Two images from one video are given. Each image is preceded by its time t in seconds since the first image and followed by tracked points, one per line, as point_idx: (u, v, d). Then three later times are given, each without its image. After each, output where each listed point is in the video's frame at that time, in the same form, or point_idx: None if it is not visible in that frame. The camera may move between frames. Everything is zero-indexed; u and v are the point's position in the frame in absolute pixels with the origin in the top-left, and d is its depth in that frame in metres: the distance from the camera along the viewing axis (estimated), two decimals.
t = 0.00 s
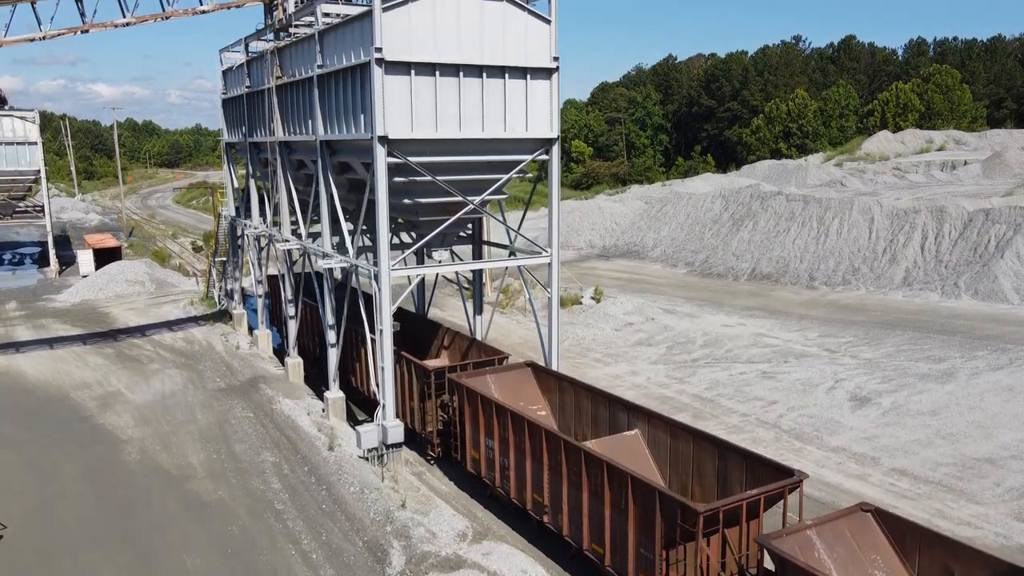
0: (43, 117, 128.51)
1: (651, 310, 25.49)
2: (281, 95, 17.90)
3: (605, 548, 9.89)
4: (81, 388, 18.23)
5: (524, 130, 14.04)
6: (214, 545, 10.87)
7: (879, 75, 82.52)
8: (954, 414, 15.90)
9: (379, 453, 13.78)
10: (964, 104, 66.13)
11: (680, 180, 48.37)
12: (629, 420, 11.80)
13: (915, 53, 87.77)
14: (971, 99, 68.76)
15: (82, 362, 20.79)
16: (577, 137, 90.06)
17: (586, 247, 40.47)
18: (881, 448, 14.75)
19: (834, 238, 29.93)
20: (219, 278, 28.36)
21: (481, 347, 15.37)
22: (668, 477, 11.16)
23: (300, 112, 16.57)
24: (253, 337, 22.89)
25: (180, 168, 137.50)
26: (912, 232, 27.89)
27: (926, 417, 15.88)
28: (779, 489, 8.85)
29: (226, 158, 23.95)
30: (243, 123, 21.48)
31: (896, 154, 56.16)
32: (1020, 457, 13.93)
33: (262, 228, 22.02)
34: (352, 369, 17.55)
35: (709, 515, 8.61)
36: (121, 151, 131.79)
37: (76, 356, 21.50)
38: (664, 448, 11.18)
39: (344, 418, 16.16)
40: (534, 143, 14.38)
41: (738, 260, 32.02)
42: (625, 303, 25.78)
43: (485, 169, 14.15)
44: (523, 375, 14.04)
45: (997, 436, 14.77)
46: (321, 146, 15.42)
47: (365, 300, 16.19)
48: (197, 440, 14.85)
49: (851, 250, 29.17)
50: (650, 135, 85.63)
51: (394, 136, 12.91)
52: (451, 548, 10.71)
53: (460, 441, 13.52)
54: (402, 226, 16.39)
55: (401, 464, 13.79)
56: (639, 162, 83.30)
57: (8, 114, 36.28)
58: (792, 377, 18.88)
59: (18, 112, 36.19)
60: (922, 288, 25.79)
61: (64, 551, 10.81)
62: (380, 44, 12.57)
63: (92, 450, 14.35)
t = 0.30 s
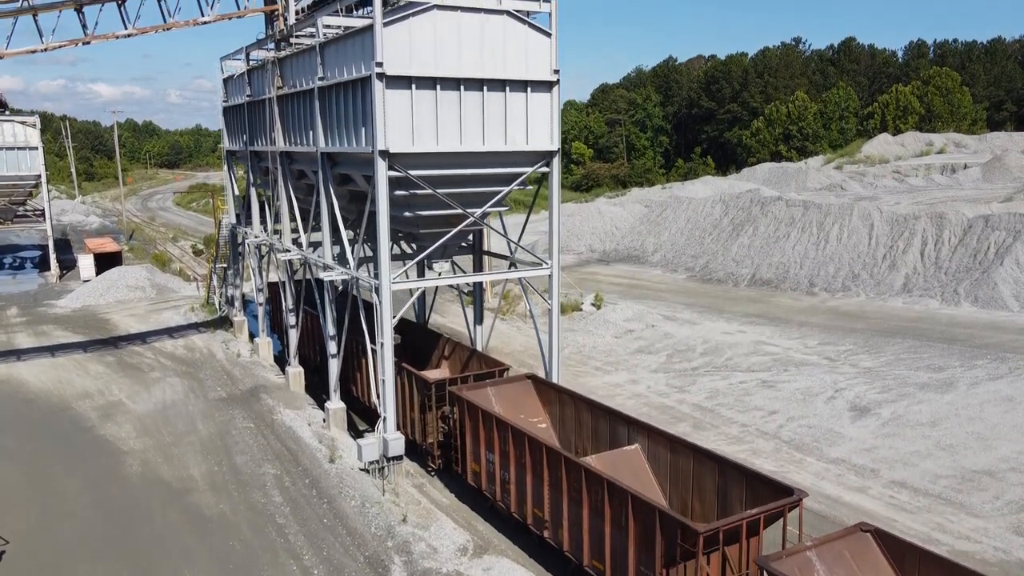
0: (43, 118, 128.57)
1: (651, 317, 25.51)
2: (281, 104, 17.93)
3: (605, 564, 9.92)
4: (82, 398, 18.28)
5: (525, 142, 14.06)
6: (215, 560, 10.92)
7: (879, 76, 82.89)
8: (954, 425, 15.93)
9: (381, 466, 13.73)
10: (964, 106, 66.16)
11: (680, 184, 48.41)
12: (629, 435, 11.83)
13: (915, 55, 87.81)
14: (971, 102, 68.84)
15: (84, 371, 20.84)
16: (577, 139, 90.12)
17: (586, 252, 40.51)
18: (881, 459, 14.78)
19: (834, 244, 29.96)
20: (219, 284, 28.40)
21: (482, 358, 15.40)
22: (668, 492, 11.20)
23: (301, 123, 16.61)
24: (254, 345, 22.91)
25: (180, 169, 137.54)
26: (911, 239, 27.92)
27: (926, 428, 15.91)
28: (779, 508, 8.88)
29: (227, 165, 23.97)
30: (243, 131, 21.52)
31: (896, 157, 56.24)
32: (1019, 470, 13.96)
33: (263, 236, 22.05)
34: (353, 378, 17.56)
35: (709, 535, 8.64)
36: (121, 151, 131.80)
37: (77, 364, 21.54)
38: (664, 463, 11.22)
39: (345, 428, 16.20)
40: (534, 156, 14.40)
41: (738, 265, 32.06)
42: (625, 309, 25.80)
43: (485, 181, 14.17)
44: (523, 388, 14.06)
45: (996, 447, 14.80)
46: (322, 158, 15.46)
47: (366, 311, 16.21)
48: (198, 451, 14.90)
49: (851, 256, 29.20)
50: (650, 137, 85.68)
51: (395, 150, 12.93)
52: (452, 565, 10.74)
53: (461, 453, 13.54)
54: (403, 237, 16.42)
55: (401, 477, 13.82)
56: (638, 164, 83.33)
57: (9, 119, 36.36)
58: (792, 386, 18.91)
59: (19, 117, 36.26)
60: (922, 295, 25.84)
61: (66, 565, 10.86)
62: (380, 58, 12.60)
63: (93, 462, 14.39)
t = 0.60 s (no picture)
0: (43, 119, 128.55)
1: (652, 324, 25.55)
2: (282, 115, 17.98)
3: None
4: (84, 407, 18.31)
5: (525, 155, 14.07)
6: None
7: (879, 78, 82.77)
8: (954, 436, 15.96)
9: (381, 478, 13.76)
10: (964, 109, 66.18)
11: (679, 188, 48.47)
12: (629, 449, 11.86)
13: (915, 56, 87.88)
14: (971, 105, 68.90)
15: (85, 379, 20.88)
16: (577, 140, 90.15)
17: (586, 256, 40.53)
18: (881, 471, 14.82)
19: (834, 250, 29.98)
20: (220, 291, 28.44)
21: (483, 370, 15.44)
22: (668, 507, 11.24)
23: (302, 134, 16.64)
24: (255, 352, 22.93)
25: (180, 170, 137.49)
26: (911, 245, 27.96)
27: (926, 439, 15.95)
28: (778, 527, 8.91)
29: (228, 173, 23.99)
30: (245, 140, 21.51)
31: (896, 160, 56.31)
32: (1019, 482, 13.99)
33: (263, 244, 22.05)
34: (354, 388, 17.58)
35: (708, 554, 8.68)
36: (121, 152, 131.78)
37: (79, 372, 21.58)
38: (665, 478, 11.25)
39: (346, 439, 16.25)
40: (534, 169, 14.42)
41: (738, 271, 32.08)
42: (625, 316, 25.84)
43: (486, 194, 14.20)
44: (524, 400, 14.08)
45: (996, 459, 14.82)
46: (324, 170, 15.50)
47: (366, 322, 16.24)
48: (199, 463, 14.93)
49: (851, 262, 29.22)
50: (650, 139, 85.74)
51: (395, 164, 12.97)
52: None
53: (462, 466, 13.57)
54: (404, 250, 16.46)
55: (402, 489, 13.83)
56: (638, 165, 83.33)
57: (9, 125, 36.41)
58: (792, 395, 18.94)
59: (20, 122, 36.30)
60: (921, 302, 25.90)
61: None
62: (381, 73, 12.64)
63: (95, 474, 14.42)
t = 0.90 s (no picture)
0: (42, 120, 128.56)
1: (652, 331, 25.57)
2: (283, 125, 18.03)
3: None
4: (85, 417, 18.35)
5: (526, 168, 14.10)
6: None
7: (879, 80, 82.83)
8: (953, 447, 16.00)
9: (382, 490, 13.83)
10: (963, 112, 66.22)
11: (679, 192, 48.51)
12: (629, 464, 11.90)
13: (915, 58, 87.94)
14: (971, 108, 68.94)
15: (86, 388, 20.92)
16: (577, 142, 90.15)
17: (586, 261, 40.55)
18: (881, 482, 14.86)
19: (834, 257, 30.01)
20: (221, 297, 28.47)
21: (483, 381, 15.49)
22: (669, 522, 11.28)
23: (303, 145, 16.69)
24: (255, 360, 22.96)
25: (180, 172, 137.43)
26: (911, 252, 28.01)
27: (925, 450, 15.99)
28: (777, 546, 8.95)
29: (228, 180, 24.01)
30: (246, 148, 21.50)
31: (896, 163, 56.35)
32: (1018, 494, 14.02)
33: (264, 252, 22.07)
34: (355, 399, 17.62)
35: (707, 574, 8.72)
36: (121, 153, 131.78)
37: (80, 381, 21.61)
38: (665, 493, 11.29)
39: (347, 449, 16.34)
40: (535, 182, 14.46)
41: (738, 277, 32.12)
42: (625, 323, 25.87)
43: (486, 207, 14.24)
44: (524, 413, 14.12)
45: (995, 471, 14.86)
46: (325, 182, 15.56)
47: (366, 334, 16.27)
48: (201, 475, 14.97)
49: (851, 269, 29.25)
50: (650, 141, 85.83)
51: (396, 179, 13.02)
52: None
53: (462, 479, 13.61)
54: (405, 261, 16.50)
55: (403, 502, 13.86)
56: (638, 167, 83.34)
57: (10, 130, 36.48)
58: (791, 404, 18.97)
59: (20, 128, 36.36)
60: (920, 309, 25.94)
61: None
62: (382, 88, 12.68)
63: (98, 487, 14.47)
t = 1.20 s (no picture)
0: (42, 122, 128.58)
1: (652, 338, 25.60)
2: (284, 135, 18.04)
3: None
4: (86, 427, 18.40)
5: (526, 182, 14.13)
6: None
7: (879, 82, 82.84)
8: (953, 458, 16.03)
9: (383, 503, 13.87)
10: (963, 115, 66.25)
11: (679, 196, 48.55)
12: (629, 478, 11.93)
13: (915, 61, 87.97)
14: (971, 110, 68.96)
15: (87, 396, 20.95)
16: (577, 144, 90.16)
17: (586, 266, 40.59)
18: (880, 494, 14.90)
19: (834, 263, 30.03)
20: (222, 304, 28.50)
21: (484, 393, 15.52)
22: (669, 536, 11.32)
23: (304, 156, 16.72)
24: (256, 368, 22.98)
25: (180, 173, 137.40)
26: (910, 259, 28.04)
27: (925, 461, 16.03)
28: (776, 564, 8.99)
29: (229, 188, 24.03)
30: (246, 157, 21.50)
31: (896, 166, 56.38)
32: (1017, 507, 14.06)
33: (264, 261, 22.09)
34: (356, 409, 17.64)
35: None
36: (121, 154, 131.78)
37: (81, 389, 21.65)
38: (664, 508, 11.33)
39: (347, 459, 16.40)
40: (535, 194, 14.49)
41: (738, 282, 32.15)
42: (625, 330, 25.90)
43: (486, 220, 14.28)
44: (525, 425, 14.15)
45: (995, 483, 14.89)
46: (326, 195, 15.59)
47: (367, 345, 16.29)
48: (202, 486, 15.02)
49: (850, 275, 29.26)
50: (650, 143, 86.00)
51: (397, 193, 13.05)
52: None
53: (463, 491, 13.65)
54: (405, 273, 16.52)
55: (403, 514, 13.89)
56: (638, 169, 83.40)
57: (11, 135, 36.54)
58: (791, 414, 19.00)
59: (21, 133, 36.42)
60: (920, 316, 25.98)
61: None
62: (383, 103, 12.70)
63: (98, 499, 14.49)
